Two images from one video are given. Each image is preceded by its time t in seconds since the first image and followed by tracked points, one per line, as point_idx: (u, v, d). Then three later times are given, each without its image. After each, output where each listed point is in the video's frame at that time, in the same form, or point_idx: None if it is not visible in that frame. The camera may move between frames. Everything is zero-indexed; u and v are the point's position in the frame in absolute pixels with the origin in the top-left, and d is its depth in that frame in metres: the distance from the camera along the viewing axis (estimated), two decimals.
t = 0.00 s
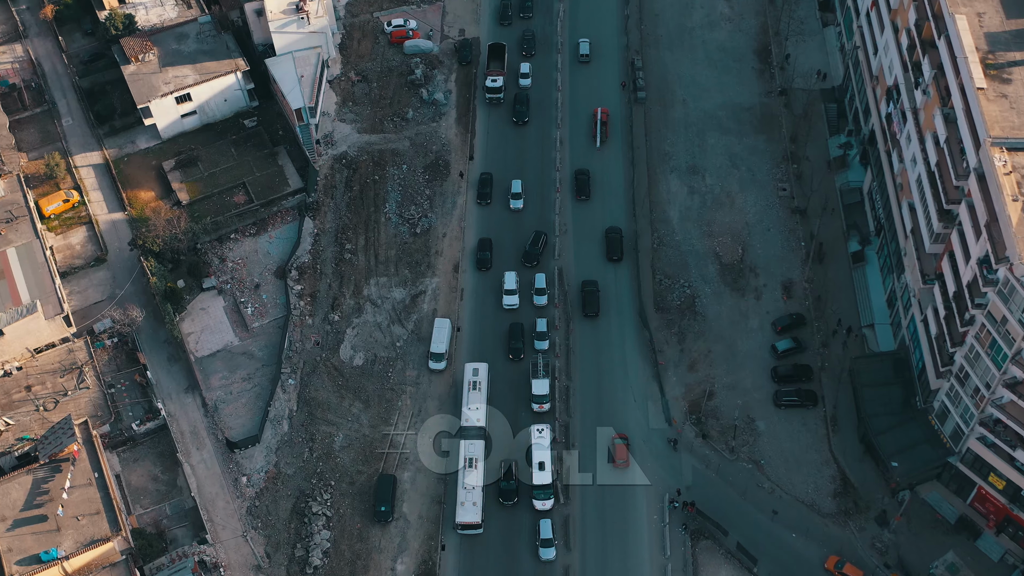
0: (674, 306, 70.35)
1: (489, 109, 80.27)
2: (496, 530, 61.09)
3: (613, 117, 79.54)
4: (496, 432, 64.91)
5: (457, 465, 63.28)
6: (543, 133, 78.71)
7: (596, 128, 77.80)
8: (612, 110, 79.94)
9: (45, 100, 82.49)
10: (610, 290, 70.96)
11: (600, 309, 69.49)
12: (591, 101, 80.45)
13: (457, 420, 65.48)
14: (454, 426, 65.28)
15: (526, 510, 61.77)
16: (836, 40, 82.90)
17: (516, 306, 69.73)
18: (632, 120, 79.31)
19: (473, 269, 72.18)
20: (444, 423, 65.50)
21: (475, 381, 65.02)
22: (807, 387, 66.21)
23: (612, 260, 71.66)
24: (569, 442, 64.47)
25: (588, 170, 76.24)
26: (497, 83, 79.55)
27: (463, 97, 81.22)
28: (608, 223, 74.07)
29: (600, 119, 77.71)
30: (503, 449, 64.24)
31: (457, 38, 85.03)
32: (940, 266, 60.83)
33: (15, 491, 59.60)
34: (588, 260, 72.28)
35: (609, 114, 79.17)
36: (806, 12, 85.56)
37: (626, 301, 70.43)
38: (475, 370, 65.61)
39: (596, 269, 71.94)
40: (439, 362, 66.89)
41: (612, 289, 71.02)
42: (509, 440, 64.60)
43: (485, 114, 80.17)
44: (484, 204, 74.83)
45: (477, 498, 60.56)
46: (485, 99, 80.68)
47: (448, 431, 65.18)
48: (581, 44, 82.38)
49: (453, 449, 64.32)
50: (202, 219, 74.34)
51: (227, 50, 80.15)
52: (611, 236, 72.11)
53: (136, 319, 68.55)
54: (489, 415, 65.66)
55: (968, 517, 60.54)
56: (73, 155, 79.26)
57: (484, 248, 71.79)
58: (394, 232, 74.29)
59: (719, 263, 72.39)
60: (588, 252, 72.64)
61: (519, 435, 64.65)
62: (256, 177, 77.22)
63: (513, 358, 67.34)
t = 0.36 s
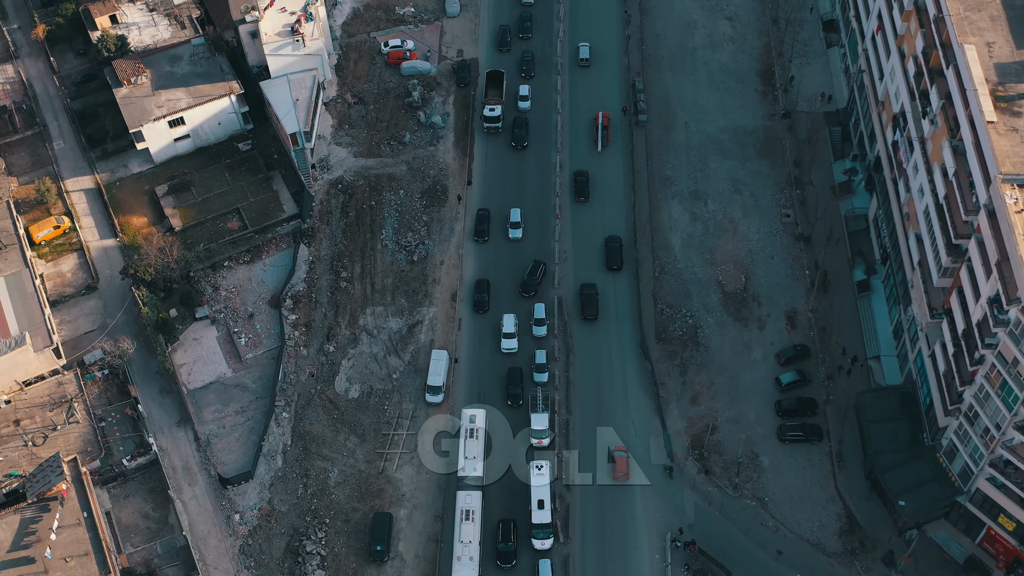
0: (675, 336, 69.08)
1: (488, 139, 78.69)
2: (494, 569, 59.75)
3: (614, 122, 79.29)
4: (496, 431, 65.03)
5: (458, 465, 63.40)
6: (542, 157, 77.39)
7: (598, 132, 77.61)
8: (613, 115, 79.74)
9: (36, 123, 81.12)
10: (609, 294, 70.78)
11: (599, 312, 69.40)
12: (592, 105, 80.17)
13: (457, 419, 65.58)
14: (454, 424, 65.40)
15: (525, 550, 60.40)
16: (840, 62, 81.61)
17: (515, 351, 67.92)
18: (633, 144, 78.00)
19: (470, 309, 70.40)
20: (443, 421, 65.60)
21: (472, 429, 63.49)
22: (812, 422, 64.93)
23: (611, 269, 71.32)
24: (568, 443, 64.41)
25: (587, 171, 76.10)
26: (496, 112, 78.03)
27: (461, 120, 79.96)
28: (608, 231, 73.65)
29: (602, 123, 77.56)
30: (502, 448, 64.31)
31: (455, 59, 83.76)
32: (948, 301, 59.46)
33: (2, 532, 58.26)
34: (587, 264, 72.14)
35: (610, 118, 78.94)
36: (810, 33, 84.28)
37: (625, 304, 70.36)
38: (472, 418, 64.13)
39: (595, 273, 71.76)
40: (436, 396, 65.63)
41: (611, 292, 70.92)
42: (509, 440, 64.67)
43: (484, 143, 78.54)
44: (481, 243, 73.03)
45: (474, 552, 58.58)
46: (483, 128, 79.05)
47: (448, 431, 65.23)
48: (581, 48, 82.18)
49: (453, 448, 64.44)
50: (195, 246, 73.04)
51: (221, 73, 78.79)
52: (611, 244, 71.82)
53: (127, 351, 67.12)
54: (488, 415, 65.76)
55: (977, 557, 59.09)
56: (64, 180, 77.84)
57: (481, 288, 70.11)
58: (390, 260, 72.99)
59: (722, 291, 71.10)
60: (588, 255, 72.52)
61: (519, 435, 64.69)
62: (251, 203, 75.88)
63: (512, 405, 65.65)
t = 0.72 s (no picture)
0: (678, 368, 67.73)
1: (486, 170, 76.84)
2: None
3: (615, 126, 79.09)
4: (496, 431, 65.06)
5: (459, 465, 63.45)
6: (541, 181, 76.07)
7: (599, 136, 77.45)
8: (614, 119, 79.51)
9: (27, 146, 79.70)
10: (609, 297, 70.53)
11: (597, 316, 69.17)
12: (593, 109, 79.96)
13: (457, 419, 65.60)
14: (454, 425, 65.39)
15: None
16: (844, 84, 80.26)
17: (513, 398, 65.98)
18: (634, 168, 76.63)
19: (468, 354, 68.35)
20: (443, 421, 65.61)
21: (469, 480, 60.57)
22: (817, 458, 63.54)
23: (611, 278, 70.83)
24: (567, 445, 64.39)
25: (586, 171, 75.98)
26: (494, 143, 75.97)
27: (459, 144, 78.65)
28: (608, 240, 73.16)
29: (603, 127, 77.34)
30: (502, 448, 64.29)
31: (453, 80, 82.44)
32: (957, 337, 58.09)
33: None
34: (586, 266, 71.96)
35: (610, 122, 78.71)
36: (814, 54, 82.89)
37: (625, 306, 70.21)
38: (469, 467, 61.20)
39: (595, 275, 71.56)
40: (433, 431, 64.24)
41: (611, 294, 70.72)
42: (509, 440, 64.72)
43: (481, 175, 76.76)
44: (479, 282, 71.11)
45: None
46: (481, 159, 77.17)
47: (448, 431, 65.21)
48: (581, 52, 81.90)
49: (453, 448, 64.43)
50: (187, 275, 71.73)
51: (215, 96, 77.42)
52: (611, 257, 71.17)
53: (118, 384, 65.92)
54: (487, 415, 65.78)
55: None
56: (55, 205, 76.46)
57: (478, 331, 68.08)
58: (387, 288, 71.56)
59: (725, 321, 69.70)
60: (586, 257, 72.35)
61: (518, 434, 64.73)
62: (245, 229, 74.53)
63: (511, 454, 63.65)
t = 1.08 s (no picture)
0: (680, 402, 66.36)
1: (484, 204, 75.14)
2: None
3: (616, 130, 78.78)
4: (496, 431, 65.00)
5: (458, 466, 63.47)
6: (541, 206, 74.85)
7: (600, 140, 77.09)
8: (615, 122, 79.15)
9: (18, 170, 78.31)
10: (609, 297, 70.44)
11: (596, 317, 68.96)
12: (594, 113, 79.64)
13: (457, 419, 65.56)
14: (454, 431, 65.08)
15: None
16: (849, 106, 78.90)
17: (511, 447, 64.08)
18: (636, 194, 75.23)
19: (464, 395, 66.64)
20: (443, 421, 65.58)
21: (465, 532, 58.83)
22: (822, 495, 62.17)
23: (611, 288, 70.36)
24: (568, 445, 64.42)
25: (585, 170, 75.90)
26: (491, 176, 74.37)
27: (457, 168, 77.31)
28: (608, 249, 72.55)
29: (604, 130, 76.96)
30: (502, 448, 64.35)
31: (451, 102, 81.08)
32: (966, 375, 56.68)
33: None
34: (585, 267, 71.78)
35: (611, 125, 78.36)
36: (818, 76, 81.50)
37: (624, 304, 70.20)
38: (466, 519, 59.46)
39: (594, 277, 71.37)
40: (430, 467, 62.86)
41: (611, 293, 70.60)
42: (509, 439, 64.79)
43: (480, 208, 75.05)
44: (476, 324, 69.23)
45: None
46: (479, 192, 75.52)
47: (448, 431, 65.16)
48: (581, 56, 81.79)
49: (453, 448, 64.40)
50: (180, 304, 70.41)
51: (208, 120, 76.02)
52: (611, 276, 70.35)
53: (108, 419, 64.37)
54: (487, 415, 65.65)
55: None
56: (46, 231, 75.05)
57: (474, 381, 66.01)
58: (383, 318, 70.22)
59: (728, 353, 68.35)
60: (586, 259, 72.20)
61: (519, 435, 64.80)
62: (239, 256, 73.15)
63: (508, 507, 61.59)
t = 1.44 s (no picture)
0: (682, 436, 64.97)
1: (482, 240, 73.36)
2: None
3: (617, 133, 78.48)
4: (496, 432, 65.04)
5: (458, 466, 63.48)
6: (540, 232, 73.53)
7: (601, 144, 76.75)
8: (616, 126, 78.86)
9: (8, 195, 76.97)
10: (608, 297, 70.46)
11: (595, 318, 68.83)
12: (596, 117, 79.32)
13: (457, 419, 65.57)
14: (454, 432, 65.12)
15: None
16: (854, 130, 77.58)
17: (510, 496, 62.14)
18: (637, 221, 73.86)
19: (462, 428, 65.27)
20: (442, 422, 65.59)
21: None
22: (827, 534, 60.79)
23: (611, 297, 69.92)
24: (569, 444, 64.34)
25: (584, 169, 75.93)
26: (490, 210, 72.62)
27: (455, 194, 75.96)
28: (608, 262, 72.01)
29: (605, 134, 76.58)
30: (502, 447, 64.38)
31: (449, 125, 79.74)
32: (975, 415, 55.33)
33: None
34: (584, 268, 71.71)
35: (613, 129, 78.03)
36: (822, 99, 80.13)
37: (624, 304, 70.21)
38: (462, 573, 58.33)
39: (594, 279, 71.25)
40: (427, 504, 61.44)
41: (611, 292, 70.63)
42: (509, 439, 64.76)
43: (477, 245, 73.26)
44: (472, 369, 67.23)
45: None
46: (477, 228, 73.63)
47: (448, 431, 65.18)
48: (581, 60, 81.58)
49: (453, 448, 64.40)
50: (172, 335, 69.11)
51: (202, 145, 74.63)
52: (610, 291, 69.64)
53: (98, 455, 62.99)
54: (486, 414, 65.73)
55: None
56: (36, 259, 73.73)
57: (472, 432, 64.05)
58: (380, 348, 68.84)
59: (731, 385, 67.00)
60: (586, 259, 72.13)
61: (518, 434, 64.76)
62: (232, 285, 71.83)
63: (507, 563, 59.56)
